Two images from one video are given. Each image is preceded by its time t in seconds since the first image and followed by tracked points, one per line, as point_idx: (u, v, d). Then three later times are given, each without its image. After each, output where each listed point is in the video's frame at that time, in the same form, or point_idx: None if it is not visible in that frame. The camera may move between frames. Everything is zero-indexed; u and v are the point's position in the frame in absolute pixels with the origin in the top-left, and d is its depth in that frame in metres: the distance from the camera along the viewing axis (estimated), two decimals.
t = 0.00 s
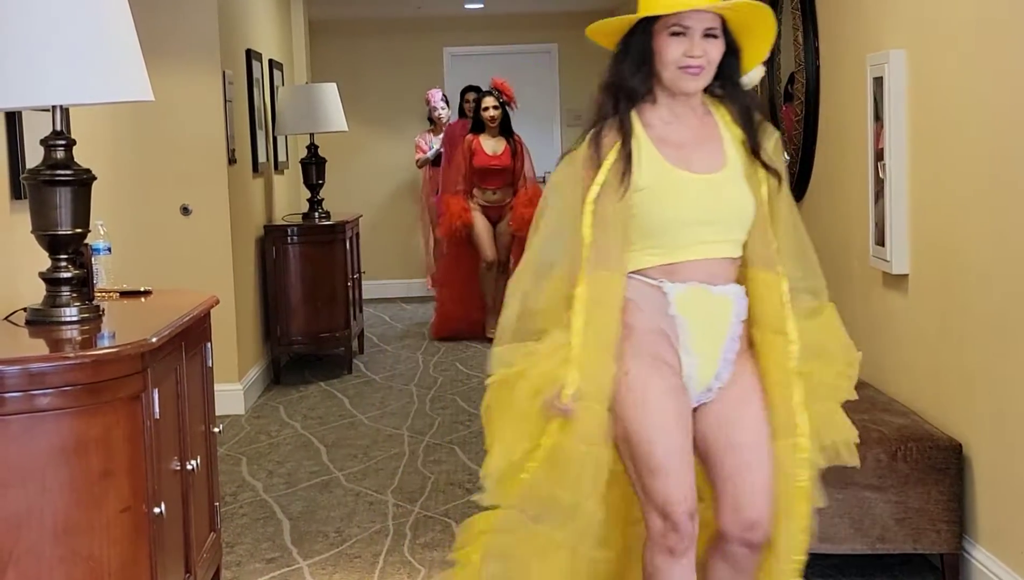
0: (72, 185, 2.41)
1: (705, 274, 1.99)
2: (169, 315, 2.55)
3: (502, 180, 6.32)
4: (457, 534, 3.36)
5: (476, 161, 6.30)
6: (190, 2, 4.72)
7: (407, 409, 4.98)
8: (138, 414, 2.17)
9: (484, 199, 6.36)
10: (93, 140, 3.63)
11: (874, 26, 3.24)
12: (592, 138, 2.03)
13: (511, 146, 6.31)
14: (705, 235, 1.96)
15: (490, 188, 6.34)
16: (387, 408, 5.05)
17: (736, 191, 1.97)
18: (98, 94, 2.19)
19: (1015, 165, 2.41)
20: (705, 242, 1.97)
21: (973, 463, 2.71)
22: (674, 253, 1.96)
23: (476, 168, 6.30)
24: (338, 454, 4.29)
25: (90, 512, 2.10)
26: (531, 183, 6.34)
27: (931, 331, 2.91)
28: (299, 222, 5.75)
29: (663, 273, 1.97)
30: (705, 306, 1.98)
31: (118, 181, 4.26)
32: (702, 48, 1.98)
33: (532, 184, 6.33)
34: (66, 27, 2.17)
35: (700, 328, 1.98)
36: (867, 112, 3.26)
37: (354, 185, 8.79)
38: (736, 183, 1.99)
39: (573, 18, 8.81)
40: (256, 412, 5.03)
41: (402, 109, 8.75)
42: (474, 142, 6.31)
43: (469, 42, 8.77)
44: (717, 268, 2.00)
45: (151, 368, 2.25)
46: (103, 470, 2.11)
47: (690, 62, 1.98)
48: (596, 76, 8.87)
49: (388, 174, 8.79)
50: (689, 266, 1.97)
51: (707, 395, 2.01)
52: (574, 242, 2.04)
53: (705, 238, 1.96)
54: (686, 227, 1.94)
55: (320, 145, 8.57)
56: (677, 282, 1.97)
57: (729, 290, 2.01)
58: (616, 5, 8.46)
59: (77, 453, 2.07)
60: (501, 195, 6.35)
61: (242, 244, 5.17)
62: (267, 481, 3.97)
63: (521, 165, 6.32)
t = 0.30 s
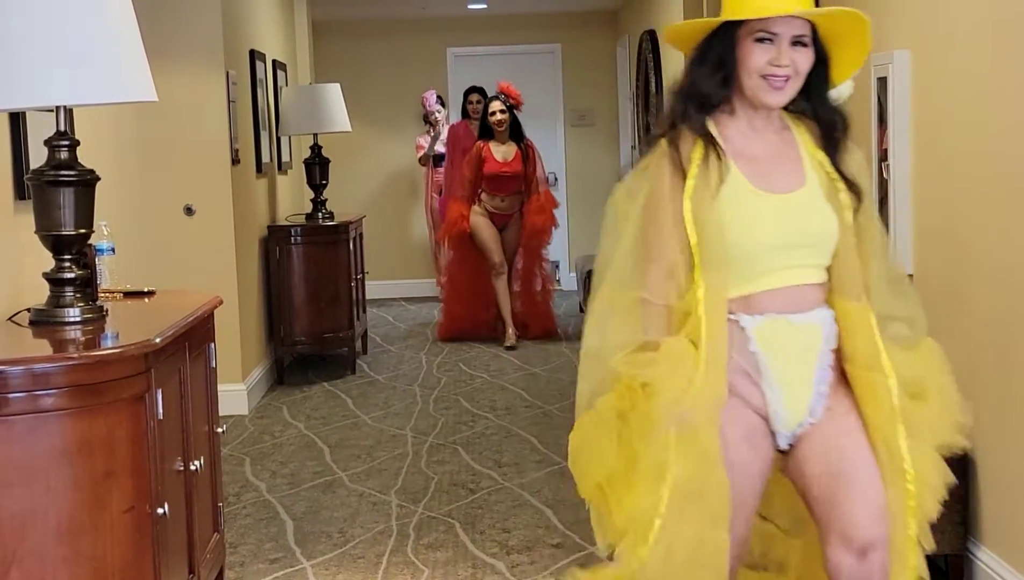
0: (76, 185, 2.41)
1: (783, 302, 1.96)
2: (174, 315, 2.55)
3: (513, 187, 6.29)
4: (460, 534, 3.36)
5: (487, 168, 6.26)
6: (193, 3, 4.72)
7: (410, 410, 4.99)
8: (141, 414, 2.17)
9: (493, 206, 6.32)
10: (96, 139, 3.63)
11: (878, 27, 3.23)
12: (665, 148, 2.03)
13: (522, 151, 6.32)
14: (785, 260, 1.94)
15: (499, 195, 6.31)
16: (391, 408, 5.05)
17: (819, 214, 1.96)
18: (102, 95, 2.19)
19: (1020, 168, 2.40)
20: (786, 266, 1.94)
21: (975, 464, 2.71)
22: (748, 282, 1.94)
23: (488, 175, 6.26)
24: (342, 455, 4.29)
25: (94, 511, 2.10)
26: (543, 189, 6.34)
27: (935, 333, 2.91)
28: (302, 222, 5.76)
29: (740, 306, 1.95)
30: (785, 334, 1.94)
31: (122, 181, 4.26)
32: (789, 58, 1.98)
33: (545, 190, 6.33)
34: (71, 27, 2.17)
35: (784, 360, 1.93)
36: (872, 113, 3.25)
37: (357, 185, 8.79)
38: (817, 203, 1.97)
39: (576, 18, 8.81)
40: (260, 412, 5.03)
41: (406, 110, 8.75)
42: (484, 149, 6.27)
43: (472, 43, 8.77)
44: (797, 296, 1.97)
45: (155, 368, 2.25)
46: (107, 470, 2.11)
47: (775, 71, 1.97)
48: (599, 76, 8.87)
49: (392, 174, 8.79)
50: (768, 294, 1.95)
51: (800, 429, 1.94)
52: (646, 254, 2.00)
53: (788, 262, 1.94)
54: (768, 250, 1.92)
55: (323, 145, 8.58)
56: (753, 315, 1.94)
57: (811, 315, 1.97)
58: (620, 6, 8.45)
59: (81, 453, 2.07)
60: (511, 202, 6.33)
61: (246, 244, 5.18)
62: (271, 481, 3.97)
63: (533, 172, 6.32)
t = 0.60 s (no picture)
0: (80, 185, 2.42)
1: (872, 293, 1.68)
2: (179, 315, 2.55)
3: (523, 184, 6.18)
4: (464, 535, 3.36)
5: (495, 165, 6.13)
6: (197, 4, 4.73)
7: (415, 410, 4.99)
8: (147, 414, 2.17)
9: (501, 204, 6.20)
10: (102, 140, 3.64)
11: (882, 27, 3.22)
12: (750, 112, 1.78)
13: (528, 145, 6.15)
14: (870, 251, 1.66)
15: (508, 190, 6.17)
16: (395, 408, 5.06)
17: (904, 204, 1.67)
18: (102, 96, 2.19)
19: None
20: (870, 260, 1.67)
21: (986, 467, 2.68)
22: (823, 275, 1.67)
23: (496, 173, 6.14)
24: (346, 455, 4.29)
25: (98, 511, 2.10)
26: (553, 184, 6.26)
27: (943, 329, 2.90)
28: (307, 222, 5.76)
29: (819, 298, 1.68)
30: (870, 331, 1.68)
31: (127, 182, 4.26)
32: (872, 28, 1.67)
33: (554, 183, 6.24)
34: (76, 27, 2.17)
35: (871, 358, 1.69)
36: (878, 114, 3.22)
37: (362, 185, 8.80)
38: (903, 193, 1.67)
39: (581, 18, 8.79)
40: (264, 412, 5.03)
41: (410, 110, 8.75)
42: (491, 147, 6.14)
43: (477, 43, 8.77)
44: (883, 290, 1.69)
45: (160, 368, 2.26)
46: (112, 470, 2.11)
47: (856, 44, 1.67)
48: (604, 77, 8.86)
49: (397, 175, 8.79)
50: (851, 286, 1.67)
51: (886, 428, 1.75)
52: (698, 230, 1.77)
53: (871, 254, 1.66)
54: (843, 241, 1.64)
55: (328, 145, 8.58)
56: (837, 308, 1.67)
57: (901, 310, 1.71)
58: (624, 6, 8.45)
59: (85, 452, 2.08)
60: (522, 198, 6.21)
61: (251, 244, 5.18)
62: (275, 481, 3.97)
63: (541, 166, 6.21)
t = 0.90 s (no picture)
0: (85, 185, 2.42)
1: (998, 310, 1.47)
2: (183, 315, 2.55)
3: (528, 187, 6.01)
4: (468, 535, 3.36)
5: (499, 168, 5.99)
6: (202, 4, 4.73)
7: (420, 410, 4.99)
8: (151, 415, 2.17)
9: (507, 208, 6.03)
10: (107, 140, 3.65)
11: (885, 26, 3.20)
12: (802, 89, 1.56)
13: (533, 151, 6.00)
14: (1001, 260, 1.45)
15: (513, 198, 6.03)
16: (399, 408, 5.06)
17: None
18: (107, 97, 2.19)
19: None
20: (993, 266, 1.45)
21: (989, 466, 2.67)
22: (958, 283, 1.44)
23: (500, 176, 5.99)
24: (350, 455, 4.29)
25: (102, 511, 2.10)
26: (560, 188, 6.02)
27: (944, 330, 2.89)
28: (311, 223, 5.77)
29: (948, 311, 1.45)
30: (999, 357, 1.47)
31: (131, 181, 4.27)
32: None
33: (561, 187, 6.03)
34: (82, 27, 2.18)
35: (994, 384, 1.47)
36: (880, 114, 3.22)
37: (365, 185, 8.80)
38: None
39: (585, 18, 8.80)
40: (268, 412, 5.03)
41: (414, 110, 8.76)
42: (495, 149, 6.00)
43: (481, 43, 8.77)
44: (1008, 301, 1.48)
45: (164, 368, 2.26)
46: (116, 470, 2.11)
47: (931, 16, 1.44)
48: (609, 77, 8.86)
49: (401, 175, 8.79)
50: (978, 298, 1.45)
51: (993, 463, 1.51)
52: (738, 204, 1.49)
53: (1000, 261, 1.45)
54: (975, 245, 1.42)
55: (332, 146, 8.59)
56: (968, 323, 1.45)
57: None
58: (629, 6, 8.44)
59: (89, 453, 2.08)
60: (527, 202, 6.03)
61: (255, 244, 5.18)
62: (279, 481, 3.98)
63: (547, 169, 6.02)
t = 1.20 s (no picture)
0: (87, 185, 2.42)
1: None
2: (185, 315, 2.56)
3: (532, 183, 5.81)
4: (470, 535, 3.35)
5: (502, 162, 5.80)
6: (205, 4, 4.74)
7: (422, 410, 4.99)
8: (152, 414, 2.17)
9: (509, 204, 5.86)
10: (109, 140, 3.65)
11: (889, 24, 3.20)
12: (948, 62, 1.46)
13: (540, 146, 5.78)
14: None
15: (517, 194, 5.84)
16: (402, 408, 5.06)
17: None
18: (111, 98, 2.20)
19: None
20: None
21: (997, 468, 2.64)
22: None
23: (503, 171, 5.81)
24: (353, 455, 4.29)
25: (105, 511, 2.10)
26: (566, 187, 5.81)
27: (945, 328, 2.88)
28: (313, 223, 5.77)
29: None
30: None
31: (135, 181, 4.27)
32: None
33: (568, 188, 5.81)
34: (83, 28, 2.18)
35: None
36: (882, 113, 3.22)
37: (368, 185, 8.80)
38: None
39: (588, 18, 8.80)
40: (271, 412, 5.03)
41: (417, 110, 8.76)
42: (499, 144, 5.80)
43: (484, 43, 8.77)
44: None
45: (167, 368, 2.26)
46: (119, 469, 2.11)
47: None
48: (612, 77, 8.85)
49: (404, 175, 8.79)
50: None
51: None
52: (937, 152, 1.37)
53: None
54: None
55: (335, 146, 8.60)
56: None
57: None
58: (631, 5, 8.43)
59: (90, 451, 2.08)
60: (530, 199, 5.85)
61: (258, 244, 5.19)
62: (282, 481, 3.97)
63: (553, 167, 5.81)
